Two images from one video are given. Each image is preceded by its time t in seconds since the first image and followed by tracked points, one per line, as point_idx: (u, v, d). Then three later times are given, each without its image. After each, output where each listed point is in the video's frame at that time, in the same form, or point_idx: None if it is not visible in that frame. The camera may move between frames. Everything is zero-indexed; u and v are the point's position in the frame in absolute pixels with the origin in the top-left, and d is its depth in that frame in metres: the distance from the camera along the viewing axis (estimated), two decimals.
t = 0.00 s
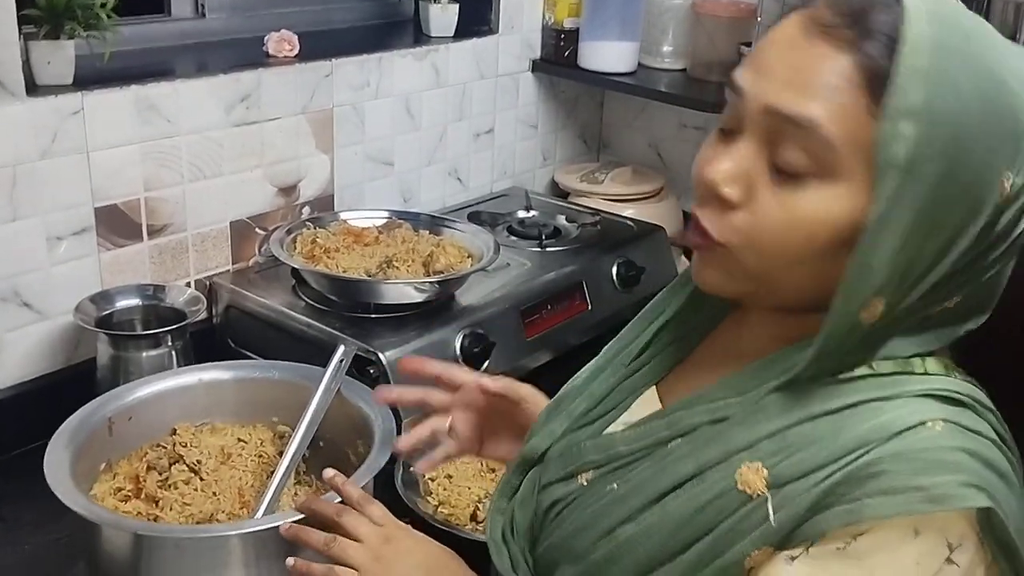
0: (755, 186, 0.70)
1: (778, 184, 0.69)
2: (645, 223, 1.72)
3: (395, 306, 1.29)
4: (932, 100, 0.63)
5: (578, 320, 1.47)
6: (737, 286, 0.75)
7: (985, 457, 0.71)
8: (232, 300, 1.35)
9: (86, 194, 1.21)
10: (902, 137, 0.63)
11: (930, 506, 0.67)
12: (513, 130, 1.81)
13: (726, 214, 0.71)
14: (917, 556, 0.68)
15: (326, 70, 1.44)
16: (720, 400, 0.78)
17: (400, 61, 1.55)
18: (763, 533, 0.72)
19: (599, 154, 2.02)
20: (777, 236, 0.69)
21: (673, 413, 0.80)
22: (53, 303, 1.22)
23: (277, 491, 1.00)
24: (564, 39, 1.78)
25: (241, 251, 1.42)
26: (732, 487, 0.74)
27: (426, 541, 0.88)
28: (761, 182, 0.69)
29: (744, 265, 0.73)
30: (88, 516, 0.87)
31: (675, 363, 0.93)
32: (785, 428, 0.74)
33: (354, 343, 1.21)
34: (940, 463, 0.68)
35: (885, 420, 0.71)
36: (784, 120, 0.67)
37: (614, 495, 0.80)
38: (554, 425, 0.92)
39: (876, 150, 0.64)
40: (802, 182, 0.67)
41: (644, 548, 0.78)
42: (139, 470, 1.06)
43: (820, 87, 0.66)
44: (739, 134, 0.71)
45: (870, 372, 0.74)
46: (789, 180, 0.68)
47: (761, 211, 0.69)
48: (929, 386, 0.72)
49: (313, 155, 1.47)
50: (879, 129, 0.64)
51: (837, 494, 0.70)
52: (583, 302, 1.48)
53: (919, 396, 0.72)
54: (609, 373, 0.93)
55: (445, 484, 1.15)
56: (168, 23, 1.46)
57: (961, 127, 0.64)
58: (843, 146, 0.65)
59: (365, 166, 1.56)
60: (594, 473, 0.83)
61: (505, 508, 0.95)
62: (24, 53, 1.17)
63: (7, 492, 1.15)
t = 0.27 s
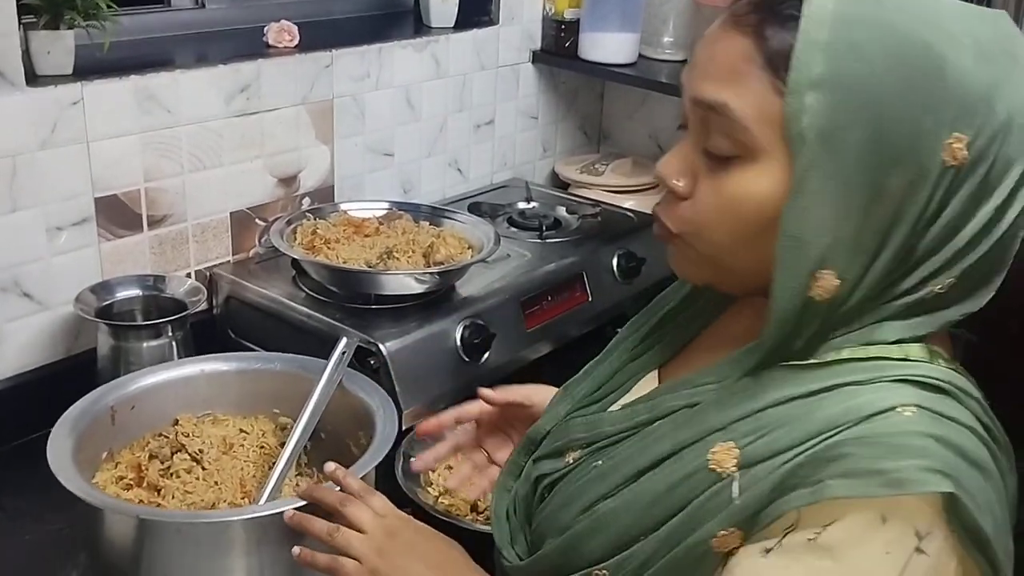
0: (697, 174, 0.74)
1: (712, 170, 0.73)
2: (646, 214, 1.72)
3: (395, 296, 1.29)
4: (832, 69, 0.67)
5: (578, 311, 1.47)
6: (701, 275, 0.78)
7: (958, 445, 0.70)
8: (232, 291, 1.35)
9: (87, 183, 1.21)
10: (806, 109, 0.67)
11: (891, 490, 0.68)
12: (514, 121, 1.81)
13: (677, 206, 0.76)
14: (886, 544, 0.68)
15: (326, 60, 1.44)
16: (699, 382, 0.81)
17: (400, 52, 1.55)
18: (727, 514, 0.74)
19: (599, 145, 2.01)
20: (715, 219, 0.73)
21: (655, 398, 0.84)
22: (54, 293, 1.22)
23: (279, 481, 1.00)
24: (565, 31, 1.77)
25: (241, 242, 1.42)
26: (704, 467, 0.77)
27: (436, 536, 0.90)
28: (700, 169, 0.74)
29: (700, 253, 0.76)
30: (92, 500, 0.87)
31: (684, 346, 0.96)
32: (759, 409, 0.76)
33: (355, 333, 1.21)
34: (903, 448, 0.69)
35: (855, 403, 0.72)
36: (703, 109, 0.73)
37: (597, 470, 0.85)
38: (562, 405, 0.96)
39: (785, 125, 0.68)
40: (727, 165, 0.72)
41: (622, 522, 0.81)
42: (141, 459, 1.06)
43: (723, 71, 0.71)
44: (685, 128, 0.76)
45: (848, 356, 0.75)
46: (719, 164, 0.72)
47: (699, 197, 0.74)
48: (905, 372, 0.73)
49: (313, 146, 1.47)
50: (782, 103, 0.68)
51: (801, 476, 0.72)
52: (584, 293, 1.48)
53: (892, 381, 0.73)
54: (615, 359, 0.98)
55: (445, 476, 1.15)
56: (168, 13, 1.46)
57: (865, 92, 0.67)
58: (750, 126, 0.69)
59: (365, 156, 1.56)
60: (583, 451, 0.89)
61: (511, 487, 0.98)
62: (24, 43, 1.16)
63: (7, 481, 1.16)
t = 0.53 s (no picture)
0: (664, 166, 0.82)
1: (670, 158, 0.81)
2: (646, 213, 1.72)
3: (395, 296, 1.29)
4: (749, 51, 0.71)
5: (579, 311, 1.47)
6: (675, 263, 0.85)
7: (931, 450, 0.71)
8: (232, 290, 1.35)
9: (87, 183, 1.21)
10: (720, 92, 0.72)
11: (853, 493, 0.69)
12: (514, 120, 1.81)
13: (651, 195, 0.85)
14: (857, 551, 0.70)
15: (326, 59, 1.44)
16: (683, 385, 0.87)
17: (400, 51, 1.55)
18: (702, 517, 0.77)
19: (600, 144, 2.01)
20: (668, 204, 0.81)
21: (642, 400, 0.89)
22: (54, 293, 1.22)
23: (276, 485, 0.99)
24: (566, 29, 1.77)
25: (241, 241, 1.42)
26: (682, 470, 0.80)
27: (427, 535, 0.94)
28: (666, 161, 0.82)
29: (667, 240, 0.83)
30: (87, 511, 0.87)
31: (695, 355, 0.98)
32: (738, 411, 0.79)
33: (355, 333, 1.21)
34: (872, 451, 0.70)
35: (828, 406, 0.74)
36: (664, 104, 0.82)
37: (586, 472, 0.89)
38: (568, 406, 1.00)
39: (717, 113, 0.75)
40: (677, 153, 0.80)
41: (606, 525, 0.85)
42: (138, 461, 1.06)
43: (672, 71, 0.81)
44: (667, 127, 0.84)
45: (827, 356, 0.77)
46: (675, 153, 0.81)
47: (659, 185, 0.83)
48: (880, 373, 0.75)
49: (313, 145, 1.47)
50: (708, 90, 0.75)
51: (772, 478, 0.74)
52: (585, 292, 1.48)
53: (869, 382, 0.74)
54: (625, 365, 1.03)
55: (445, 475, 1.14)
56: (169, 12, 1.46)
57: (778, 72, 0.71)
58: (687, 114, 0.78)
59: (365, 155, 1.56)
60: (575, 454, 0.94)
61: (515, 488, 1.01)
62: (24, 42, 1.16)
63: (7, 481, 1.16)
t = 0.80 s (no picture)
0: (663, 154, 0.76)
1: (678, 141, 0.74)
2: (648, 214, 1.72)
3: (398, 297, 1.28)
4: (785, 38, 0.66)
5: (581, 311, 1.46)
6: (668, 259, 0.78)
7: (909, 437, 0.70)
8: (234, 291, 1.34)
9: (89, 182, 1.20)
10: (760, 82, 0.67)
11: (835, 482, 0.68)
12: (516, 121, 1.80)
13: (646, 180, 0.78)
14: (840, 541, 0.69)
15: (328, 60, 1.43)
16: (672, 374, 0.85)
17: (403, 51, 1.55)
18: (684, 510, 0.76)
19: (602, 145, 2.01)
20: (671, 191, 0.73)
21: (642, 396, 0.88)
22: (55, 293, 1.21)
23: (283, 490, 0.99)
24: (569, 30, 1.76)
25: (243, 242, 1.42)
26: (668, 464, 0.80)
27: (421, 534, 0.92)
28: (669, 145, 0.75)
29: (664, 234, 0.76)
30: (96, 501, 0.87)
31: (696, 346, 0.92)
32: (722, 406, 0.78)
33: (357, 334, 1.21)
34: (853, 440, 0.69)
35: (808, 397, 0.73)
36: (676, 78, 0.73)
37: (580, 471, 0.89)
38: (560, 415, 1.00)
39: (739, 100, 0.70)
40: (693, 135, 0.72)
41: (598, 521, 0.84)
42: (148, 456, 1.06)
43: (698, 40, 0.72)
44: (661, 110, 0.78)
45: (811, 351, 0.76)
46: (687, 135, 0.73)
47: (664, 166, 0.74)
48: (863, 363, 0.73)
49: (315, 145, 1.47)
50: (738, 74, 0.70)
51: (753, 470, 0.73)
52: (586, 293, 1.48)
53: (853, 372, 0.73)
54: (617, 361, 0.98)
55: (446, 475, 1.14)
56: (171, 12, 1.45)
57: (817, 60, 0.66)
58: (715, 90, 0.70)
59: (367, 156, 1.56)
60: (571, 454, 0.94)
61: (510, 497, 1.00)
62: (27, 43, 1.16)
63: (8, 481, 1.15)
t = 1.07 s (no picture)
0: (786, 175, 0.69)
1: (808, 168, 0.69)
2: (649, 215, 1.71)
3: (398, 298, 1.28)
4: (963, 83, 0.64)
5: (582, 312, 1.46)
6: (758, 285, 0.74)
7: (944, 448, 0.67)
8: (234, 291, 1.34)
9: (89, 182, 1.20)
10: (941, 123, 0.65)
11: (876, 496, 0.65)
12: (517, 121, 1.80)
13: (752, 206, 0.71)
14: (875, 552, 0.64)
15: (329, 60, 1.43)
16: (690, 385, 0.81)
17: (404, 51, 1.54)
18: (720, 526, 0.72)
19: (603, 145, 2.01)
20: (806, 223, 0.69)
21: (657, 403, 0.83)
22: (54, 294, 1.21)
23: (281, 494, 0.99)
24: (569, 30, 1.76)
25: (243, 243, 1.41)
26: (695, 481, 0.75)
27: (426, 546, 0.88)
28: (794, 170, 0.69)
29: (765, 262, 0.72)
30: (93, 507, 0.87)
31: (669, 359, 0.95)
32: (748, 419, 0.75)
33: (358, 335, 1.20)
34: (891, 453, 0.66)
35: (843, 410, 0.70)
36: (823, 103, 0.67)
37: (592, 488, 0.84)
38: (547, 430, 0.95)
39: (911, 135, 0.66)
40: (839, 167, 0.68)
41: (614, 541, 0.80)
42: (147, 457, 1.06)
43: (864, 68, 0.66)
44: (766, 122, 0.71)
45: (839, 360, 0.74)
46: (826, 165, 0.68)
47: (793, 198, 0.69)
48: (892, 374, 0.71)
49: (316, 145, 1.46)
50: (918, 113, 0.66)
51: (792, 485, 0.70)
52: (588, 294, 1.48)
53: (883, 383, 0.71)
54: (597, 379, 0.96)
55: (448, 477, 1.13)
56: (170, 11, 1.45)
57: (988, 107, 0.66)
58: (887, 129, 0.66)
59: (368, 156, 1.55)
60: (593, 460, 0.86)
61: (498, 513, 0.96)
62: (26, 42, 1.15)
63: (7, 482, 1.15)
